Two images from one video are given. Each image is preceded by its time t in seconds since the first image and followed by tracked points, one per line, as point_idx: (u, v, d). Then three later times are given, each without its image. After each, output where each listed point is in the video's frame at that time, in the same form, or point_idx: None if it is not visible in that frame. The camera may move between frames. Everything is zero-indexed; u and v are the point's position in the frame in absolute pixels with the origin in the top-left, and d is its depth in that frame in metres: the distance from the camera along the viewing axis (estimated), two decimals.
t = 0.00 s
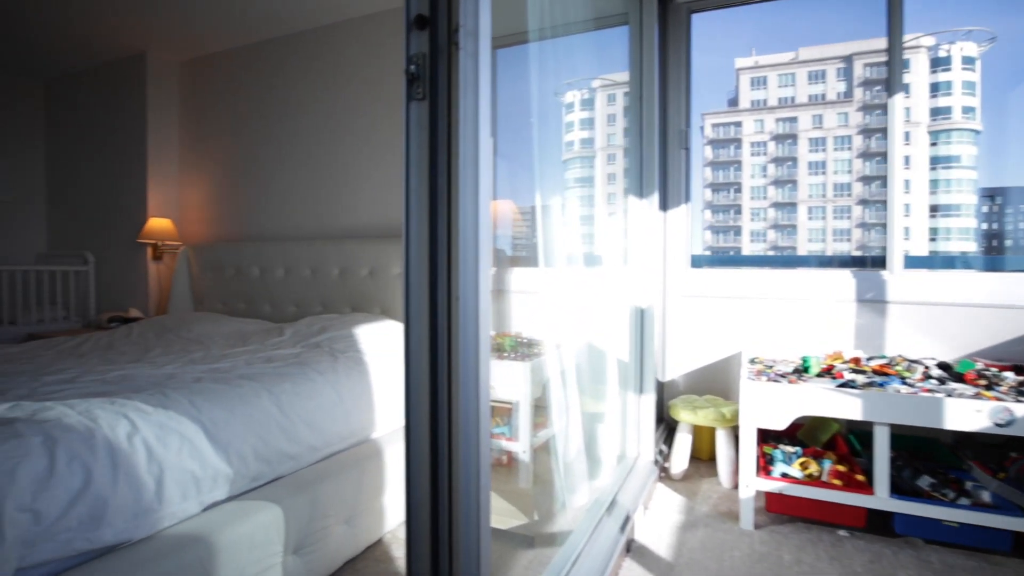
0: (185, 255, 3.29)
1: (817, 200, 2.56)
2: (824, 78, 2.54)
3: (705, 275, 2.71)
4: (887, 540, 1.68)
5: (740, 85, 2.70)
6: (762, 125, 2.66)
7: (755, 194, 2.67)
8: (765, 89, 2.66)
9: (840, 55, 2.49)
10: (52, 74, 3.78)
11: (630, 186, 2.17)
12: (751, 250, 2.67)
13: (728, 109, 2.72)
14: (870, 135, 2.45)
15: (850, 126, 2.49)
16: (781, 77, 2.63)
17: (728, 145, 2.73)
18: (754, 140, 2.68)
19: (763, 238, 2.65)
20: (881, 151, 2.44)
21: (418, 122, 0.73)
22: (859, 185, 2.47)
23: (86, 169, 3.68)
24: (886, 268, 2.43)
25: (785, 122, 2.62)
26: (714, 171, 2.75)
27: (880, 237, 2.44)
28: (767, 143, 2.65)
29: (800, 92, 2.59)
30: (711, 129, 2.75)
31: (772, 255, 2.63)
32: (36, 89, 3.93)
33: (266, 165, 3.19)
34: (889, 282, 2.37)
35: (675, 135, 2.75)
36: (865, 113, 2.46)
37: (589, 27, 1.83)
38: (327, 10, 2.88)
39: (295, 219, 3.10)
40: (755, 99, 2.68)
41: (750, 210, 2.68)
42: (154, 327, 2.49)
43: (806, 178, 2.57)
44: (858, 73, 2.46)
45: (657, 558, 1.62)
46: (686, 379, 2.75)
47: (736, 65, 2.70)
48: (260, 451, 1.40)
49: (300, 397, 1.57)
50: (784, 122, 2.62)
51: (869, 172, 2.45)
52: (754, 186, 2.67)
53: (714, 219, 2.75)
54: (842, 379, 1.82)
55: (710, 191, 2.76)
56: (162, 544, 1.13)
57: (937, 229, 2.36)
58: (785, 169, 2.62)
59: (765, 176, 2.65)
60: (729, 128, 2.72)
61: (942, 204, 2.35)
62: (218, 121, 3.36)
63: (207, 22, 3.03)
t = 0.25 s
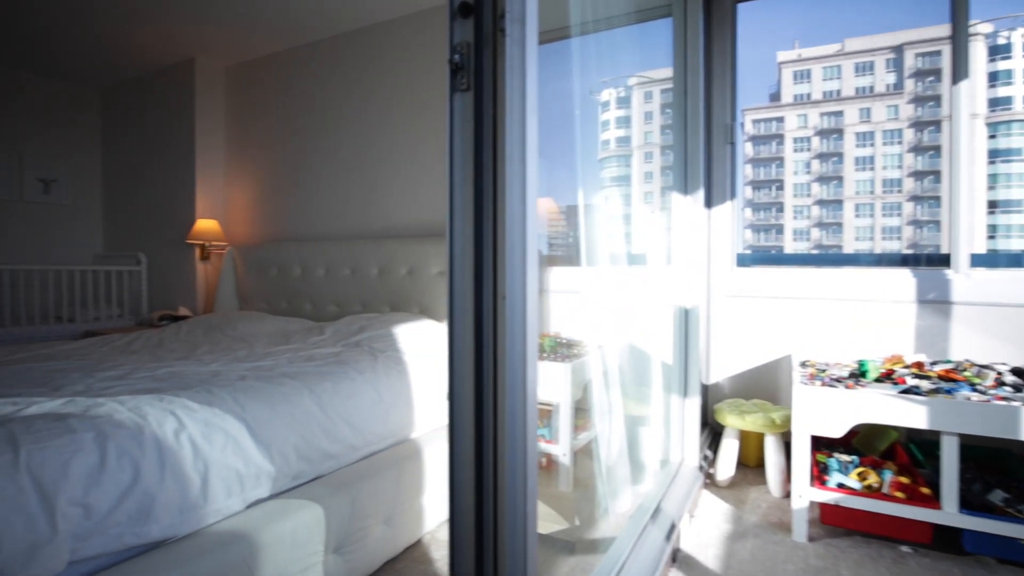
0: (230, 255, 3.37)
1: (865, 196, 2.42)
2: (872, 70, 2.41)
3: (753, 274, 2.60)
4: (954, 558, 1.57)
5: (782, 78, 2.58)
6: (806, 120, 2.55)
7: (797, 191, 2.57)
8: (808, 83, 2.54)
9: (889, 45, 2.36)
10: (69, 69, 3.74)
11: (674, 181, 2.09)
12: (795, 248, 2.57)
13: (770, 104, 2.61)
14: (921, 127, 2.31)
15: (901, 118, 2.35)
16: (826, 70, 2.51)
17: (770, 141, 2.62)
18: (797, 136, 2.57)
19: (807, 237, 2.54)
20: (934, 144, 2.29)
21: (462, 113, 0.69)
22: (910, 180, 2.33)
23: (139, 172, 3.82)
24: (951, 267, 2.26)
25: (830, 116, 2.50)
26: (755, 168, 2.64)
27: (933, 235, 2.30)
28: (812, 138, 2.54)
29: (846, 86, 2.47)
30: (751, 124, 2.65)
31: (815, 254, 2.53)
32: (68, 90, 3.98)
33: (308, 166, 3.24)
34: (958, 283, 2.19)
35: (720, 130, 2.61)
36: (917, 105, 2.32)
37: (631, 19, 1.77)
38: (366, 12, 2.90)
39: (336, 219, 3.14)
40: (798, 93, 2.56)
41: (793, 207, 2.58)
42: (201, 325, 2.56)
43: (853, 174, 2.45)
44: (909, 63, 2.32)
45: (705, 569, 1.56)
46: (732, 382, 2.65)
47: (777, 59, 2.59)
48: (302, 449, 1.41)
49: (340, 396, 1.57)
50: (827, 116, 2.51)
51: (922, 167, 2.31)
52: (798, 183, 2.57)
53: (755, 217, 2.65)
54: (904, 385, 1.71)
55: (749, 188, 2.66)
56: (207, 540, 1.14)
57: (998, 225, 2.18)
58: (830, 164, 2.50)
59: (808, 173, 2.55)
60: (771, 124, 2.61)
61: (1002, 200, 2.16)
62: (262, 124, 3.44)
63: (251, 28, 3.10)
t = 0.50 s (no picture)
0: (273, 255, 3.44)
1: (916, 192, 2.27)
2: (924, 60, 2.25)
3: (804, 274, 2.49)
4: None
5: (827, 72, 2.46)
6: (852, 114, 2.41)
7: (842, 187, 2.44)
8: (855, 75, 2.40)
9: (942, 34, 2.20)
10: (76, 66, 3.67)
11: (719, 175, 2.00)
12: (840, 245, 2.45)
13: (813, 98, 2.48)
14: (977, 120, 2.15)
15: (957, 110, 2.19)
16: (874, 61, 2.35)
17: (813, 137, 2.49)
18: (842, 131, 2.43)
19: (853, 236, 2.42)
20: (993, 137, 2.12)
21: (508, 104, 0.66)
22: (967, 175, 2.17)
23: (189, 176, 3.95)
24: None
25: (878, 110, 2.35)
26: (798, 165, 2.53)
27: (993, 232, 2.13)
28: (858, 132, 2.40)
29: (896, 78, 2.31)
30: (793, 120, 2.53)
31: (861, 252, 2.40)
32: (90, 88, 3.97)
33: (350, 168, 3.28)
34: None
35: (767, 124, 2.52)
36: (972, 96, 2.16)
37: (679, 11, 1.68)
38: (405, 12, 2.91)
39: (376, 219, 3.16)
40: (843, 87, 2.42)
41: (839, 204, 2.44)
42: (245, 324, 2.61)
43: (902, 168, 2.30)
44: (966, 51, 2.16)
45: None
46: (780, 387, 2.57)
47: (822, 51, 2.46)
48: (342, 449, 1.41)
49: (379, 395, 1.56)
50: (874, 110, 2.36)
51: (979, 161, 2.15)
52: (843, 179, 2.43)
53: (799, 215, 2.54)
54: (973, 391, 1.60)
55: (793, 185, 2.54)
56: (250, 538, 1.14)
57: None
58: (878, 160, 2.35)
59: (855, 168, 2.40)
60: (815, 119, 2.48)
61: None
62: (304, 127, 3.50)
63: (292, 32, 3.14)
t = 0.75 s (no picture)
0: (315, 255, 3.50)
1: (971, 188, 2.13)
2: (981, 48, 2.12)
3: (857, 273, 2.38)
4: None
5: (875, 63, 2.32)
6: (902, 106, 2.27)
7: (892, 183, 2.30)
8: (906, 66, 2.27)
9: (1004, 20, 2.06)
10: (76, 60, 3.57)
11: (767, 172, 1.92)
12: (889, 244, 2.32)
13: (862, 91, 2.34)
14: None
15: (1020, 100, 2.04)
16: (926, 51, 2.23)
17: (860, 131, 2.36)
18: (891, 124, 2.30)
19: (903, 234, 2.28)
20: None
21: (556, 92, 0.62)
22: None
23: (235, 177, 4.06)
24: None
25: (930, 102, 2.22)
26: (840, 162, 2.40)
27: None
28: (908, 126, 2.26)
29: (951, 68, 2.18)
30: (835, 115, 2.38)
31: (910, 251, 2.27)
32: (99, 88, 3.92)
33: (389, 168, 3.30)
34: None
35: (819, 117, 2.36)
36: None
37: None
38: (443, 11, 2.91)
39: (414, 218, 3.18)
40: (894, 78, 2.29)
41: (888, 201, 2.32)
42: (287, 322, 2.65)
43: (957, 163, 2.16)
44: None
45: None
46: (831, 392, 2.45)
47: (870, 42, 2.33)
48: (381, 449, 1.40)
49: (418, 395, 1.55)
50: (927, 102, 2.22)
51: None
52: (892, 175, 2.30)
53: (843, 213, 2.43)
54: None
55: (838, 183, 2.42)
56: (292, 536, 1.15)
57: None
58: (931, 155, 2.22)
59: (906, 164, 2.27)
60: (862, 113, 2.35)
61: None
62: (344, 128, 3.54)
63: (332, 34, 3.18)
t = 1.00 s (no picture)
0: (353, 255, 3.54)
1: None
2: None
3: (914, 272, 2.25)
4: None
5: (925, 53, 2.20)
6: (955, 98, 2.15)
7: (942, 178, 2.18)
8: (958, 56, 2.14)
9: None
10: (87, 57, 3.53)
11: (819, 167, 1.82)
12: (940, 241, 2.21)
13: (910, 83, 2.23)
14: None
15: None
16: (981, 39, 2.09)
17: (910, 125, 2.25)
18: (941, 117, 2.18)
19: (955, 233, 2.17)
20: None
21: (605, 81, 0.59)
22: None
23: (276, 179, 4.14)
24: None
25: (985, 93, 2.09)
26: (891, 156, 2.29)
27: None
28: (962, 118, 2.13)
29: (1009, 56, 2.02)
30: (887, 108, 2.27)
31: (963, 249, 2.15)
32: (94, 84, 3.82)
33: (425, 167, 3.31)
34: None
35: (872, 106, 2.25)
36: None
37: None
38: (478, 9, 2.89)
39: (450, 218, 3.17)
40: (945, 68, 2.17)
41: (938, 198, 2.20)
42: (325, 321, 2.68)
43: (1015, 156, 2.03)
44: None
45: None
46: (886, 397, 2.31)
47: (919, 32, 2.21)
48: (419, 449, 1.39)
49: (455, 395, 1.54)
50: (981, 92, 2.09)
51: None
52: (943, 170, 2.18)
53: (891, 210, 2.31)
54: None
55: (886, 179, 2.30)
56: (331, 536, 1.14)
57: None
58: (986, 150, 2.09)
59: (958, 158, 2.14)
60: (911, 106, 2.24)
61: None
62: (381, 129, 3.57)
63: (368, 36, 3.20)
